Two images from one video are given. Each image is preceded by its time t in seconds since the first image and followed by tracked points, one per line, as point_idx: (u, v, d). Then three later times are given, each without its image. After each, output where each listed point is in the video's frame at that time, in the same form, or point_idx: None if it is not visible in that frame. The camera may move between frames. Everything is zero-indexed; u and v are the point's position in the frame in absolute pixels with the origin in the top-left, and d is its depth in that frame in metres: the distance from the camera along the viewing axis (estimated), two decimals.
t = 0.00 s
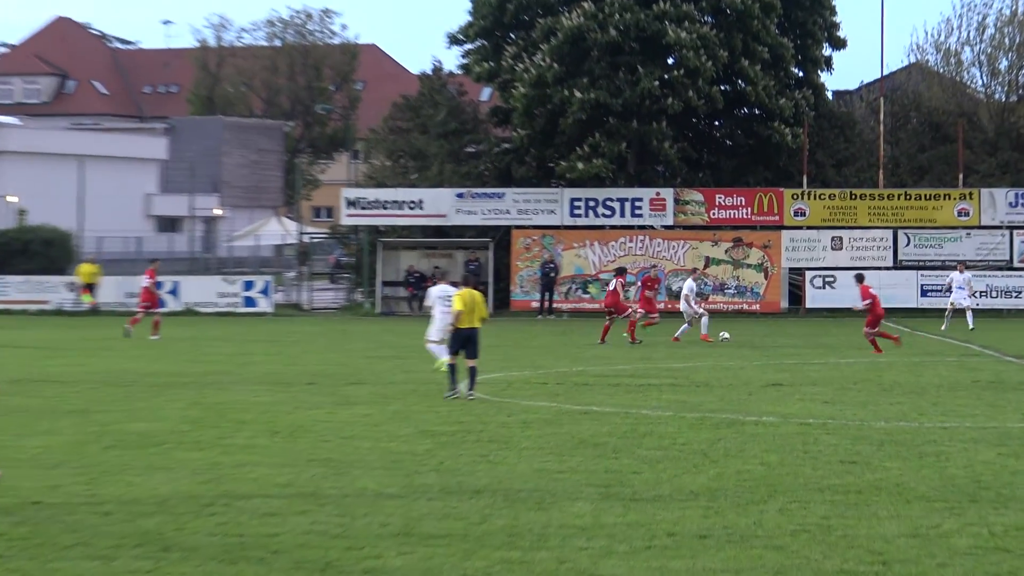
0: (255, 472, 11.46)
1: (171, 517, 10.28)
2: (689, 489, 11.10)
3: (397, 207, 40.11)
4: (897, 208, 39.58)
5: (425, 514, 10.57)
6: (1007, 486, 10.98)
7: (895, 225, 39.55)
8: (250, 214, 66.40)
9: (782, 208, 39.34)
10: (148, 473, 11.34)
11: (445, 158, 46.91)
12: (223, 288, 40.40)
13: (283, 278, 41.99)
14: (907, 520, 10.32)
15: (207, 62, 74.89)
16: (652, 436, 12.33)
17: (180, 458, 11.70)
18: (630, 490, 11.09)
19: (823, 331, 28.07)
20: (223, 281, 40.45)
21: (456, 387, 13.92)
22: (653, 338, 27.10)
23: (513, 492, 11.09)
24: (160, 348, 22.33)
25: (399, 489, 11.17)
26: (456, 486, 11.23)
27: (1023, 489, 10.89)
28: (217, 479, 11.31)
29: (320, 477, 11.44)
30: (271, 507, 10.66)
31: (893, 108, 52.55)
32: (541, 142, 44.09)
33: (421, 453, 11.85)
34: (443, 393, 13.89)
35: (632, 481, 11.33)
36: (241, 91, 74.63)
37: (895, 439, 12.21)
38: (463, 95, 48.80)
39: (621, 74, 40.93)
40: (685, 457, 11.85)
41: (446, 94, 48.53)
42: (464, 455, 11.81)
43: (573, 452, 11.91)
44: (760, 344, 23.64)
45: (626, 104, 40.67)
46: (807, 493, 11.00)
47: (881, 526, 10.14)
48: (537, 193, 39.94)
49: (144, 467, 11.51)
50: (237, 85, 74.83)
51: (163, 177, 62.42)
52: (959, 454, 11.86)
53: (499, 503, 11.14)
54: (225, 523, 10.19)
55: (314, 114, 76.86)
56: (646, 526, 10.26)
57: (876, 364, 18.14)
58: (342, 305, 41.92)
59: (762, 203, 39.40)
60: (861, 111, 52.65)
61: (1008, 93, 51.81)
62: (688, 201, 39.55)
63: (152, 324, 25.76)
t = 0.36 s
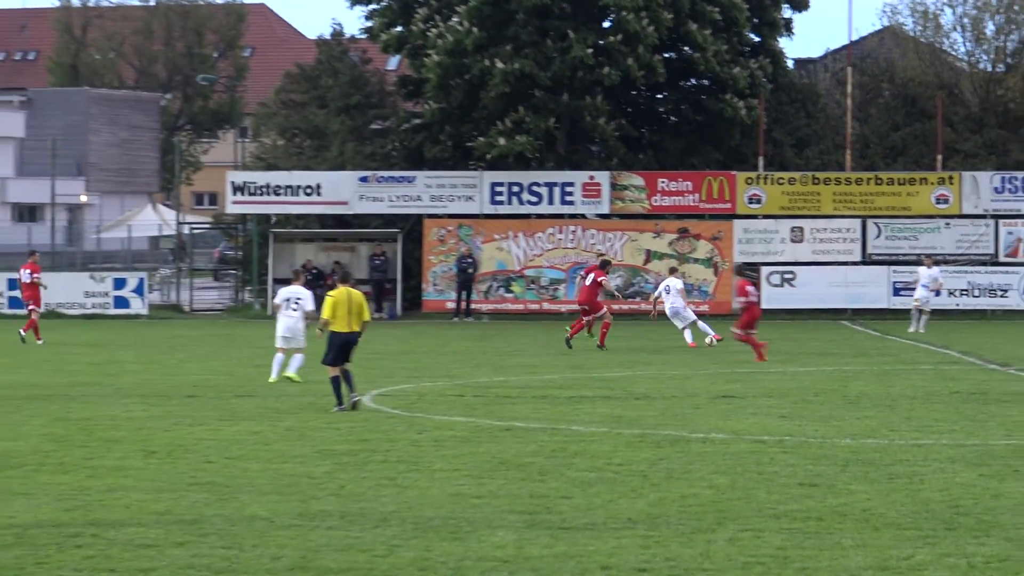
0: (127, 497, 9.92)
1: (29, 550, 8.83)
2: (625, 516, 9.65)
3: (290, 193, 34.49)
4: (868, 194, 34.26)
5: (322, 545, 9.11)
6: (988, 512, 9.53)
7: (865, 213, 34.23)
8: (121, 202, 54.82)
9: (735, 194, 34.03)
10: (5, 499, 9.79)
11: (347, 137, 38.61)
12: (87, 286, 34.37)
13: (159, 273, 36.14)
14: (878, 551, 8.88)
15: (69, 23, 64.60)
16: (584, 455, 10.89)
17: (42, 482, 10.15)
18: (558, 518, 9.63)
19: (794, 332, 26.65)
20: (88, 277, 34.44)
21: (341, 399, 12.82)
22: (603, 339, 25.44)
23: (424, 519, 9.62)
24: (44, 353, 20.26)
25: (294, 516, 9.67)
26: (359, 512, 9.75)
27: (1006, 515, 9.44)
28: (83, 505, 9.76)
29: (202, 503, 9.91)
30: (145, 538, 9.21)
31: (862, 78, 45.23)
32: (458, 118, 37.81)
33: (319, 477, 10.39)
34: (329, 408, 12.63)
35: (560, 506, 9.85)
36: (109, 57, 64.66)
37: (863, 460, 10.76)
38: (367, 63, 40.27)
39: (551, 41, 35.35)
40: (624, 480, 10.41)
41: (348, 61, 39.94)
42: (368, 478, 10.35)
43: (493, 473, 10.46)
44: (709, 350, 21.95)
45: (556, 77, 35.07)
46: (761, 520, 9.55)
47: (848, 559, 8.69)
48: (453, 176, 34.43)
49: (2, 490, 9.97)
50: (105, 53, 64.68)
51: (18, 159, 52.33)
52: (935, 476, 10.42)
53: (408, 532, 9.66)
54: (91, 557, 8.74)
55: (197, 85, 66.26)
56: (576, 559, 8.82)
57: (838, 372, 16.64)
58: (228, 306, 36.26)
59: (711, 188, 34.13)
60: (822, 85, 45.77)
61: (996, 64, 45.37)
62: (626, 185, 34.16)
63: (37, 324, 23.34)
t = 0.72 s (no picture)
0: (74, 491, 9.87)
1: None
2: (573, 509, 9.63)
3: (237, 184, 34.19)
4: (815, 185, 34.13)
5: (270, 538, 9.10)
6: (934, 501, 9.54)
7: (812, 204, 34.12)
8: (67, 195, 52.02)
9: (681, 185, 33.85)
10: None
11: (292, 128, 38.61)
12: (34, 280, 33.93)
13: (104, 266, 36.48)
14: (824, 541, 8.90)
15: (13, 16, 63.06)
16: (531, 447, 10.86)
17: None
18: (506, 510, 9.61)
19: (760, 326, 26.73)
20: (34, 271, 33.98)
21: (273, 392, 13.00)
22: (564, 332, 25.37)
23: (373, 512, 9.60)
24: None
25: (243, 509, 9.64)
26: (307, 505, 9.73)
27: (951, 504, 9.45)
28: (29, 499, 9.70)
29: (150, 496, 9.86)
30: (93, 531, 9.18)
31: (807, 70, 42.78)
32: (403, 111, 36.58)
33: (266, 469, 10.35)
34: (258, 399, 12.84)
35: (509, 498, 9.83)
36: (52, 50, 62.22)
37: (811, 450, 10.79)
38: (311, 55, 40.23)
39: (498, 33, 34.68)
40: (570, 470, 10.40)
41: (292, 53, 39.91)
42: (316, 471, 10.32)
43: (441, 466, 10.44)
44: (663, 342, 21.91)
45: (502, 69, 34.33)
46: (709, 511, 9.56)
47: (794, 549, 8.72)
48: (398, 167, 34.07)
49: None
50: (48, 45, 62.31)
51: None
52: (883, 465, 10.43)
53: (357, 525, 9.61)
54: (38, 552, 8.72)
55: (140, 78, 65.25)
56: (523, 552, 8.82)
57: (788, 363, 16.67)
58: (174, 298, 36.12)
59: (658, 179, 33.88)
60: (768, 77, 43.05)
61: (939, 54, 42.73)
62: (572, 177, 33.93)
63: (9, 318, 23.04)
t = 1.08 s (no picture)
0: (69, 487, 9.86)
1: None
2: (569, 504, 9.63)
3: (230, 180, 33.77)
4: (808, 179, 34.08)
5: (265, 533, 9.09)
6: (929, 496, 9.52)
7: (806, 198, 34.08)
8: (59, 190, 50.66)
9: (675, 180, 33.66)
10: None
11: (285, 123, 38.39)
12: (27, 276, 33.39)
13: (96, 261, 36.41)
14: (819, 536, 8.90)
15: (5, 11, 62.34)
16: (526, 442, 10.84)
17: None
18: (502, 505, 9.61)
19: (754, 324, 26.80)
20: (27, 267, 33.44)
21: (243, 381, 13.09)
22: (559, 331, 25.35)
23: (368, 507, 9.59)
24: None
25: (238, 504, 9.63)
26: (302, 500, 9.72)
27: (945, 499, 9.45)
28: (24, 495, 9.69)
29: (146, 492, 9.85)
30: (88, 527, 9.17)
31: (800, 65, 42.63)
32: (396, 108, 36.46)
33: (261, 465, 10.32)
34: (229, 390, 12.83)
35: (504, 493, 9.82)
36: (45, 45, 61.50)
37: (806, 444, 10.80)
38: (304, 50, 39.91)
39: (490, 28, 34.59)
40: (566, 464, 10.40)
41: (285, 48, 39.43)
42: (311, 466, 10.30)
43: (436, 460, 10.43)
44: (658, 336, 21.89)
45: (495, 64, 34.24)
46: (705, 506, 9.56)
47: (789, 543, 8.72)
48: (391, 162, 33.74)
49: None
50: (42, 40, 61.61)
51: None
52: (877, 460, 10.43)
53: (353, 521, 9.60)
54: (34, 547, 8.70)
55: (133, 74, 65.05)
56: (519, 546, 8.82)
57: (782, 357, 16.70)
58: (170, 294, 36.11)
59: (651, 174, 33.68)
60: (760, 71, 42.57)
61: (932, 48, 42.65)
62: (566, 172, 33.62)
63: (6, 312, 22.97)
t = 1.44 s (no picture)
0: (98, 487, 9.90)
1: (3, 541, 8.85)
2: (598, 504, 9.64)
3: (257, 181, 33.41)
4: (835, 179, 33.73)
5: (295, 534, 9.10)
6: (959, 496, 9.53)
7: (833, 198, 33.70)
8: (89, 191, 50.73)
9: (702, 180, 33.27)
10: None
11: (313, 124, 37.77)
12: (56, 276, 33.46)
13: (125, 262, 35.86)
14: (848, 536, 8.89)
15: (31, 11, 60.61)
16: (554, 442, 10.85)
17: (12, 472, 10.09)
18: (531, 505, 9.63)
19: (768, 322, 26.78)
20: (56, 267, 33.50)
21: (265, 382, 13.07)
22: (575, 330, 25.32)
23: (397, 508, 9.62)
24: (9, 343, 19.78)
25: (267, 505, 9.66)
26: (331, 501, 9.73)
27: (974, 499, 9.45)
28: (52, 498, 9.71)
29: (175, 492, 9.87)
30: (118, 527, 9.19)
31: (826, 65, 44.10)
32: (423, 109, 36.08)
33: (290, 465, 10.33)
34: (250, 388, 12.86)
35: (532, 494, 9.84)
36: (72, 45, 60.58)
37: (834, 444, 10.80)
38: (332, 51, 39.47)
39: (516, 29, 34.13)
40: (594, 463, 10.41)
41: (312, 49, 39.05)
42: (340, 467, 10.31)
43: (465, 461, 10.43)
44: (682, 336, 21.85)
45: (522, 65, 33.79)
46: (733, 506, 9.56)
47: (818, 544, 8.73)
48: (419, 163, 33.37)
49: None
50: (69, 41, 60.44)
51: None
52: (905, 460, 10.44)
53: (382, 522, 9.60)
54: (64, 548, 8.73)
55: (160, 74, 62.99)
56: (549, 546, 8.82)
57: (809, 358, 16.67)
58: (197, 294, 35.25)
59: (678, 174, 33.34)
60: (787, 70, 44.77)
61: (959, 48, 42.23)
62: (593, 172, 33.24)
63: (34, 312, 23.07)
